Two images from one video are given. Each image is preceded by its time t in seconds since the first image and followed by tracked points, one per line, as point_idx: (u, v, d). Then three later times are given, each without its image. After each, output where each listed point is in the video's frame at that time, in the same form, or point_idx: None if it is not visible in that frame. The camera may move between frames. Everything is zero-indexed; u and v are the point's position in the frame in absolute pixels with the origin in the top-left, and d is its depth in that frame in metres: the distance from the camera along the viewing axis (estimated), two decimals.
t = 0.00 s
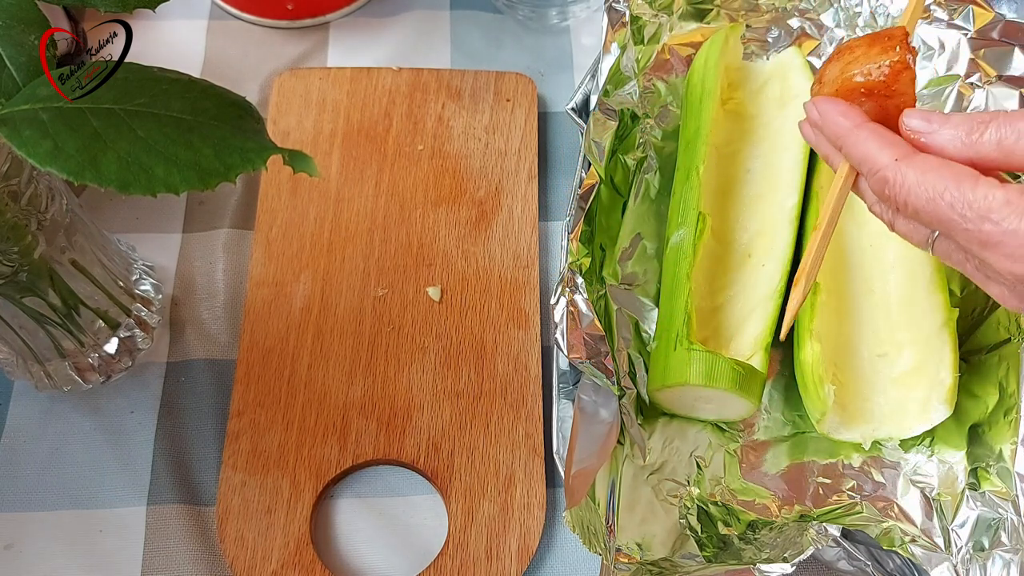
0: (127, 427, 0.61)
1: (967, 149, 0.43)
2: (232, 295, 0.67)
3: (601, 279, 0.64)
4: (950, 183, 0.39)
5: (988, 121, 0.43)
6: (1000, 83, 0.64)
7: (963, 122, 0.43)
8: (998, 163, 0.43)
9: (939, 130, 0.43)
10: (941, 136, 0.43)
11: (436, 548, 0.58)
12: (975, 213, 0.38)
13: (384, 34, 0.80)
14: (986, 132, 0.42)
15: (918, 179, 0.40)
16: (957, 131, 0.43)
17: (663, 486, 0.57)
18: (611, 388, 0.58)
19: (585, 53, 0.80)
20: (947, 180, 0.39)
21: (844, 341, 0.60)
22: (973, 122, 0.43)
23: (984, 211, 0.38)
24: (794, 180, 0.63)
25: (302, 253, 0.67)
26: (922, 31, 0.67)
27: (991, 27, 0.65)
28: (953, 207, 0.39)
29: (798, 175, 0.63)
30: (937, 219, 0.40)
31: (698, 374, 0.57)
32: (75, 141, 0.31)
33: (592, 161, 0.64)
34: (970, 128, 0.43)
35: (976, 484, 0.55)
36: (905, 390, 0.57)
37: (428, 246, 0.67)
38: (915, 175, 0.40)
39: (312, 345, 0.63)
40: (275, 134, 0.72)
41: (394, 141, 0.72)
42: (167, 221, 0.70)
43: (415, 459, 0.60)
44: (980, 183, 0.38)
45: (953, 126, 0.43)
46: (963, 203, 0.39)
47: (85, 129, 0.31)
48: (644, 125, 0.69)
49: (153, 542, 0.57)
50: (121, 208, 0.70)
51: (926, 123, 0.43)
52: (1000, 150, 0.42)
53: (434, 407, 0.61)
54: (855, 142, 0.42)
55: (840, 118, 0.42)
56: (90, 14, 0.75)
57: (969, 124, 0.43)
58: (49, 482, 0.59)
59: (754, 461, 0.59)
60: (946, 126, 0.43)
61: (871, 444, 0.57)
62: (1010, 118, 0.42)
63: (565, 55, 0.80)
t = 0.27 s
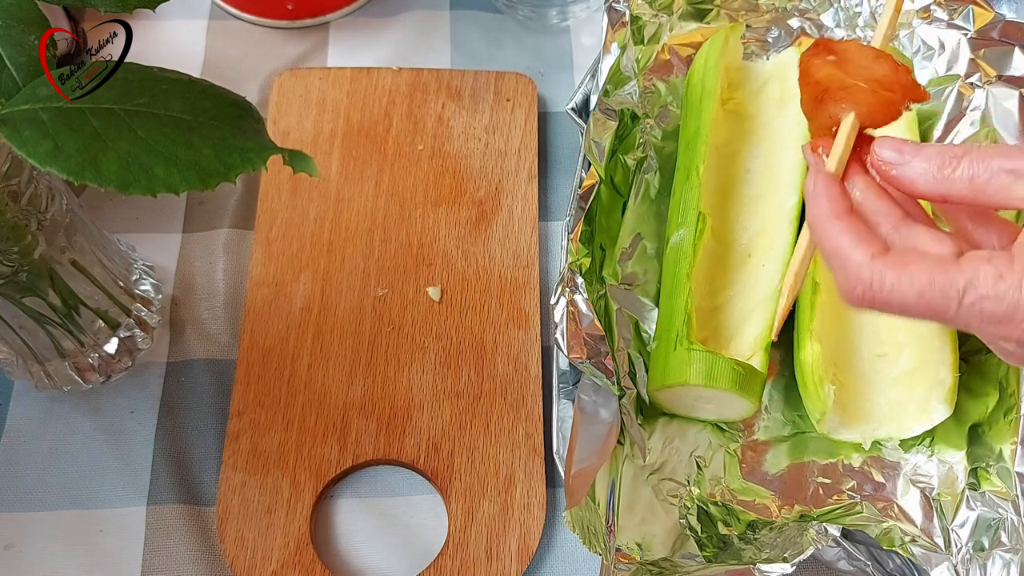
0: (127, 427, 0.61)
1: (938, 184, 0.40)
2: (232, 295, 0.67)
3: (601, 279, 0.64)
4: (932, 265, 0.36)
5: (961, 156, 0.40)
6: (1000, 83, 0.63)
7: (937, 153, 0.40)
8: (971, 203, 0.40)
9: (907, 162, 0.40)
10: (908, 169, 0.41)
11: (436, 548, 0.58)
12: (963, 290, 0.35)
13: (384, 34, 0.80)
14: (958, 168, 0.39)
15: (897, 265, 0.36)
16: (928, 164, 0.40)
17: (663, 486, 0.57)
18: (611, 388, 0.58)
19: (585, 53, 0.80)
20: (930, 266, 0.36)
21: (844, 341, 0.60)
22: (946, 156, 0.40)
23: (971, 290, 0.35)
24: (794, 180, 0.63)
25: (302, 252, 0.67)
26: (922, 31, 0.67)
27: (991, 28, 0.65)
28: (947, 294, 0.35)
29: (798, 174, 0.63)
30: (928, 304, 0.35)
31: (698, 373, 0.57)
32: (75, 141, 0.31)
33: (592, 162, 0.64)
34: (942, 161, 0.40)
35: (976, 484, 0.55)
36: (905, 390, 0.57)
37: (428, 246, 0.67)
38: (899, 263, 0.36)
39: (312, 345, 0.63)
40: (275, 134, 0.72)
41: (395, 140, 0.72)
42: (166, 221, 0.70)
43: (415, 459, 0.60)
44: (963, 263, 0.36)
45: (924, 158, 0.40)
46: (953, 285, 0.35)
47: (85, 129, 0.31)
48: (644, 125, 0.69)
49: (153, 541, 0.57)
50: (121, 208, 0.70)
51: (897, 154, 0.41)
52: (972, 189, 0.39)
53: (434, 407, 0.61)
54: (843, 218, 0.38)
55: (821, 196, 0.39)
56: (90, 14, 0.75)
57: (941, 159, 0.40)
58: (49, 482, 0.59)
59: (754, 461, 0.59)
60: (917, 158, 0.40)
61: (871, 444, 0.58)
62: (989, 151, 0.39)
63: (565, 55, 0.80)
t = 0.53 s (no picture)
0: (127, 427, 0.61)
1: (913, 187, 0.39)
2: (232, 295, 0.67)
3: (601, 279, 0.64)
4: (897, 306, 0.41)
5: (936, 161, 0.38)
6: (1000, 83, 0.64)
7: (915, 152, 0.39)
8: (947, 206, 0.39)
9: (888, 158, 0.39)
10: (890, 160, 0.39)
11: (436, 548, 0.58)
12: (922, 329, 0.40)
13: (383, 34, 0.80)
14: (934, 173, 0.38)
15: (870, 304, 0.42)
16: (907, 162, 0.39)
17: (663, 486, 0.57)
18: (611, 388, 0.58)
19: (585, 53, 0.80)
20: (897, 306, 0.41)
21: (844, 342, 0.61)
22: (923, 157, 0.38)
23: (934, 328, 0.40)
24: (794, 180, 0.63)
25: (302, 252, 0.67)
26: (922, 31, 0.67)
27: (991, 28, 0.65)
28: (909, 332, 0.40)
29: (798, 174, 0.63)
30: (893, 339, 0.42)
31: (698, 373, 0.57)
32: (75, 141, 0.31)
33: (592, 162, 0.64)
34: (919, 164, 0.38)
35: (976, 484, 0.55)
36: (905, 390, 0.57)
37: (428, 246, 0.67)
38: (874, 299, 0.42)
39: (311, 345, 0.63)
40: (275, 134, 0.72)
41: (394, 140, 0.72)
42: (166, 221, 0.70)
43: (415, 459, 0.60)
44: (926, 301, 0.40)
45: (904, 154, 0.39)
46: (914, 324, 0.40)
47: (85, 129, 0.31)
48: (644, 125, 0.69)
49: (153, 541, 0.57)
50: (121, 208, 0.70)
51: (877, 149, 0.40)
52: (946, 195, 0.39)
53: (434, 407, 0.61)
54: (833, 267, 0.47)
55: (808, 243, 0.49)
56: (90, 14, 0.75)
57: (916, 161, 0.39)
58: (49, 481, 0.59)
59: (754, 461, 0.59)
60: (896, 153, 0.39)
61: (871, 444, 0.57)
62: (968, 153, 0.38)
63: (565, 55, 0.80)
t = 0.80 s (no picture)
0: (127, 427, 0.61)
1: (905, 177, 0.41)
2: (232, 295, 0.67)
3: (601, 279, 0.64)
4: (894, 282, 0.43)
5: (928, 153, 0.40)
6: (1000, 83, 0.64)
7: (908, 143, 0.40)
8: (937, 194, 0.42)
9: (886, 147, 0.41)
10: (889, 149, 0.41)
11: (436, 548, 0.58)
12: (917, 310, 0.43)
13: (383, 34, 0.80)
14: (926, 164, 0.40)
15: (871, 274, 0.44)
16: (903, 151, 0.41)
17: (663, 486, 0.57)
18: (611, 388, 0.58)
19: (585, 52, 0.80)
20: (896, 280, 0.43)
21: (844, 341, 0.61)
22: (917, 149, 0.40)
23: (926, 309, 0.43)
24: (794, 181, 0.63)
25: (302, 252, 0.67)
26: (922, 31, 0.67)
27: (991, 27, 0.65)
28: (903, 308, 0.43)
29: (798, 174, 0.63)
30: (886, 310, 0.44)
31: (698, 373, 0.57)
32: (75, 141, 0.31)
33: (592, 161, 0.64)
34: (912, 155, 0.40)
35: (976, 484, 0.55)
36: (905, 390, 0.57)
37: (428, 246, 0.67)
38: (875, 269, 0.44)
39: (311, 345, 0.63)
40: (275, 134, 0.72)
41: (394, 140, 0.72)
42: (166, 221, 0.70)
43: (415, 459, 0.60)
44: (925, 281, 0.43)
45: (902, 142, 0.41)
46: (909, 301, 0.43)
47: (85, 129, 0.31)
48: (644, 125, 0.69)
49: (153, 541, 0.57)
50: (121, 208, 0.70)
51: (873, 138, 0.41)
52: (936, 185, 0.41)
53: (434, 407, 0.61)
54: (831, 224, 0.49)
55: (808, 205, 0.50)
56: (90, 14, 0.75)
57: (911, 152, 0.40)
58: (49, 481, 0.59)
59: (754, 461, 0.59)
60: (895, 142, 0.41)
61: (871, 444, 0.57)
62: (960, 145, 0.40)
63: (565, 55, 0.80)
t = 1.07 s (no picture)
0: (127, 427, 0.61)
1: (906, 179, 0.42)
2: (232, 295, 0.67)
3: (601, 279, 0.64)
4: (901, 278, 0.46)
5: (928, 157, 0.41)
6: (1000, 83, 0.64)
7: (908, 146, 0.41)
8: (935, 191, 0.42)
9: (887, 148, 0.41)
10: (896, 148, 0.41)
11: (436, 548, 0.58)
12: (923, 306, 0.46)
13: (383, 34, 0.80)
14: (925, 168, 0.41)
15: (881, 269, 0.47)
16: (904, 151, 0.41)
17: (663, 486, 0.57)
18: (611, 388, 0.58)
19: (585, 53, 0.80)
20: (904, 276, 0.47)
21: (844, 341, 0.61)
22: (918, 151, 0.40)
23: (933, 305, 0.46)
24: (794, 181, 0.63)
25: (302, 253, 0.67)
26: (922, 31, 0.67)
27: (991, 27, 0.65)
28: (910, 301, 0.47)
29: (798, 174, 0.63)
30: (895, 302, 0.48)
31: (698, 373, 0.57)
32: (75, 141, 0.31)
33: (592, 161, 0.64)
34: (912, 158, 0.41)
35: (976, 484, 0.55)
36: (905, 390, 0.57)
37: (428, 246, 0.67)
38: (884, 264, 0.47)
39: (311, 345, 0.63)
40: (275, 134, 0.72)
41: (394, 140, 0.72)
42: (167, 221, 0.70)
43: (415, 459, 0.60)
44: (931, 277, 0.46)
45: (905, 142, 0.41)
46: (914, 296, 0.46)
47: (85, 129, 0.31)
48: (644, 125, 0.69)
49: (153, 542, 0.57)
50: (121, 208, 0.70)
51: (874, 139, 0.41)
52: (937, 187, 0.42)
53: (434, 407, 0.61)
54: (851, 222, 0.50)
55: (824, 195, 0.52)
56: (90, 14, 0.75)
57: (911, 156, 0.41)
58: (49, 481, 0.59)
59: (754, 461, 0.59)
60: (897, 142, 0.41)
61: (871, 444, 0.57)
62: (960, 146, 0.40)
63: (565, 55, 0.80)
